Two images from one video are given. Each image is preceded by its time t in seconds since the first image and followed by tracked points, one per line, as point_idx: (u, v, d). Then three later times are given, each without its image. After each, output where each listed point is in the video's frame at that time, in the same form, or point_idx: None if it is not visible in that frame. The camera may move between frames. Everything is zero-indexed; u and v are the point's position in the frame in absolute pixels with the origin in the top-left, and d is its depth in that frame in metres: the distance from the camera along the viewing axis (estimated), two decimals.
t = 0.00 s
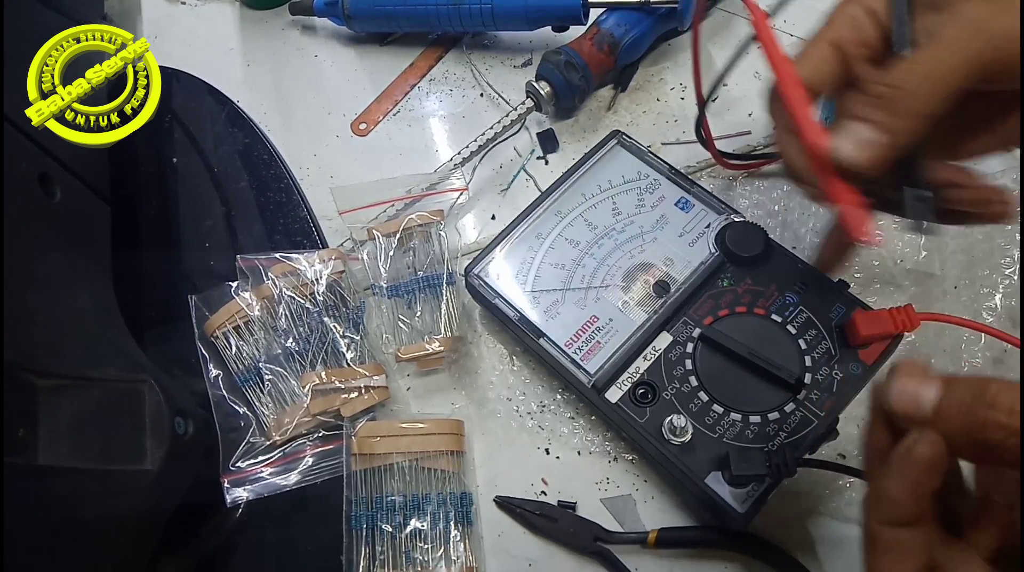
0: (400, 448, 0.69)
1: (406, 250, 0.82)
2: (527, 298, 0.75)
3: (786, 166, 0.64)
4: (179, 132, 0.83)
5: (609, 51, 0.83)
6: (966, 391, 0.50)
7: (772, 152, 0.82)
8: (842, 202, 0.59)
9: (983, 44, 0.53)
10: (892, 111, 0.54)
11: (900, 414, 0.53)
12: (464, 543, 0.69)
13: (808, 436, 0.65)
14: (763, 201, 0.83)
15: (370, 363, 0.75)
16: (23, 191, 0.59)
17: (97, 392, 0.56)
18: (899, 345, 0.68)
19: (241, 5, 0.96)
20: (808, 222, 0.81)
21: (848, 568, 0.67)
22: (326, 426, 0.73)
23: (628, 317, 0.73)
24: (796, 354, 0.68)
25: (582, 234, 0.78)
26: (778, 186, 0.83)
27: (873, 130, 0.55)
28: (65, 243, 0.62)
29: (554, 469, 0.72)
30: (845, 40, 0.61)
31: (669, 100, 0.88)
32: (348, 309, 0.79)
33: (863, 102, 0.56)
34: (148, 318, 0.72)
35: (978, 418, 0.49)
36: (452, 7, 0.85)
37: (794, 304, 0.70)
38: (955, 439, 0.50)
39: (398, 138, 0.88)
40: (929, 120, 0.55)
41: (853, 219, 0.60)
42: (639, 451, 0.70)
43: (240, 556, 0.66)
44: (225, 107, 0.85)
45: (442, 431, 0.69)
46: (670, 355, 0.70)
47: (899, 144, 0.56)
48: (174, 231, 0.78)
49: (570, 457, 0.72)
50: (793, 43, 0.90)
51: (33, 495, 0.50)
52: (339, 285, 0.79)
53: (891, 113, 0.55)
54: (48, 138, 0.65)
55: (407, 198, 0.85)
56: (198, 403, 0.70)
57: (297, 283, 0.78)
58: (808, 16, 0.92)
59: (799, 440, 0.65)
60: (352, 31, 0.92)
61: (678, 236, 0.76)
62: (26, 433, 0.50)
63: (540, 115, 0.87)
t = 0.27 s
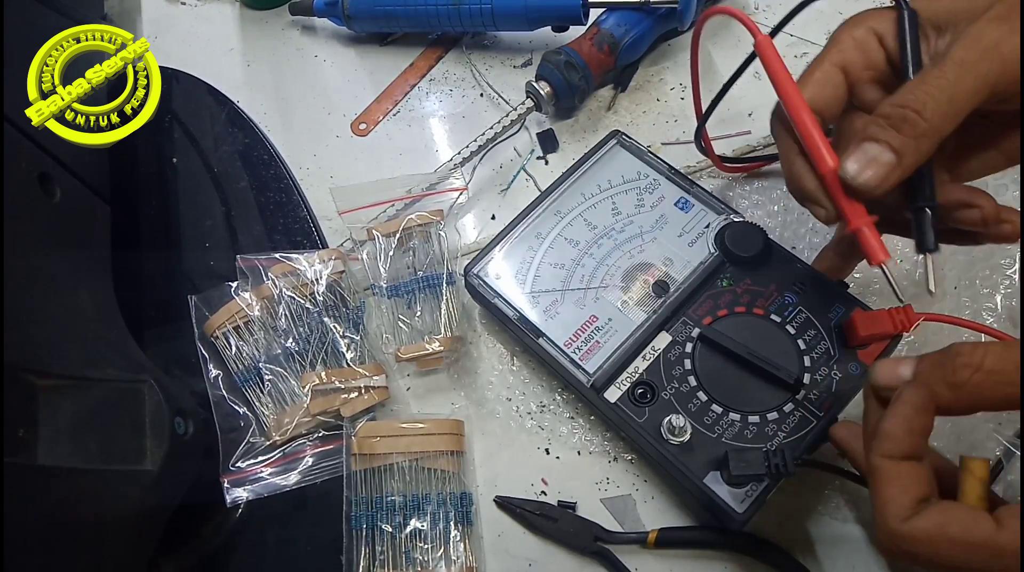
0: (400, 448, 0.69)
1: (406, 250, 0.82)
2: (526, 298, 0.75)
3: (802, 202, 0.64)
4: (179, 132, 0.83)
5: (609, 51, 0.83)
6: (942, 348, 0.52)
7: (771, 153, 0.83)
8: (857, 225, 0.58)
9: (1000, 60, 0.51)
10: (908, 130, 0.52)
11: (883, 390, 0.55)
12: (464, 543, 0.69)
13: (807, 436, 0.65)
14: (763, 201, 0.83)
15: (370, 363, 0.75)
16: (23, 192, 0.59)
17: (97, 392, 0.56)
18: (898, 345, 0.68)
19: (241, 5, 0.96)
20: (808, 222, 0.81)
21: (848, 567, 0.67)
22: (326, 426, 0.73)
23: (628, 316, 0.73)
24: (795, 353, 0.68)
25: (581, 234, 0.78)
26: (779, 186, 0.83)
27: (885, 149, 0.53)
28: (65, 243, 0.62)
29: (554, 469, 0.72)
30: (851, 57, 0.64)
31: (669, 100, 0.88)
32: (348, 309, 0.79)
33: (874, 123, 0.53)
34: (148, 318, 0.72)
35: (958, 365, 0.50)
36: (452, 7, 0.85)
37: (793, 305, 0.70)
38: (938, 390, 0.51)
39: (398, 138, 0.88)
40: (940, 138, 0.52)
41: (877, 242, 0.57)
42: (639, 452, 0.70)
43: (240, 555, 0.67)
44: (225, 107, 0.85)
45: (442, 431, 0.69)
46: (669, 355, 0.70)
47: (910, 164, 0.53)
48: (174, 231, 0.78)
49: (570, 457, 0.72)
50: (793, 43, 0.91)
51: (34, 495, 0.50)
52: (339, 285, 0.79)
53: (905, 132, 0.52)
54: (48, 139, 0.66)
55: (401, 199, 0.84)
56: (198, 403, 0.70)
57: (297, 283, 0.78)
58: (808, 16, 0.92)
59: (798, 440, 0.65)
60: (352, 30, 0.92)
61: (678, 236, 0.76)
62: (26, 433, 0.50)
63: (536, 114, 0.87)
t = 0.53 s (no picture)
0: (400, 448, 0.69)
1: (398, 245, 0.82)
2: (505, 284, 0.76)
3: (779, 205, 0.65)
4: (179, 132, 0.83)
5: (609, 51, 0.83)
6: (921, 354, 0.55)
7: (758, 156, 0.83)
8: (829, 226, 0.59)
9: (965, 66, 0.55)
10: (879, 132, 0.54)
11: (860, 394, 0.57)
12: (464, 543, 0.69)
13: (772, 438, 0.65)
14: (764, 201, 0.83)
15: (370, 363, 0.75)
16: (23, 191, 0.59)
17: (97, 392, 0.56)
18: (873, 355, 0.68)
19: (241, 6, 0.96)
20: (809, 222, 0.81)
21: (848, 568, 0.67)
22: (325, 427, 0.73)
23: (606, 309, 0.73)
24: (768, 355, 0.68)
25: (567, 225, 0.78)
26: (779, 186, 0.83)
27: (857, 150, 0.55)
28: (65, 243, 0.62)
29: (555, 469, 0.72)
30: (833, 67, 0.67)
31: (669, 100, 0.88)
32: (348, 309, 0.79)
33: (847, 125, 0.56)
34: (148, 318, 0.72)
35: (937, 370, 0.53)
36: (452, 7, 0.86)
37: (771, 307, 0.70)
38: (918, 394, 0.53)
39: (398, 138, 0.88)
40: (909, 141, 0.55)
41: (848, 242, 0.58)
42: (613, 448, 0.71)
43: (240, 555, 0.66)
44: (225, 107, 0.85)
45: (442, 431, 0.69)
46: (643, 350, 0.70)
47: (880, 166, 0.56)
48: (174, 231, 0.78)
49: (571, 457, 0.72)
50: (793, 43, 0.91)
51: (33, 495, 0.50)
52: (338, 285, 0.79)
53: (877, 134, 0.54)
54: (48, 139, 0.66)
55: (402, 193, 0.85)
56: (198, 403, 0.70)
57: (296, 283, 0.77)
58: (808, 16, 0.92)
59: (763, 442, 0.65)
60: (352, 31, 0.92)
61: (663, 232, 0.76)
62: (26, 433, 0.50)
63: (529, 113, 0.87)
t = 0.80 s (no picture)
0: (400, 449, 0.69)
1: (393, 240, 0.82)
2: (492, 276, 0.75)
3: (768, 208, 0.65)
4: (179, 132, 0.83)
5: (609, 51, 0.83)
6: (912, 362, 0.55)
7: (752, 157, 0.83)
8: (821, 232, 0.59)
9: (958, 74, 0.55)
10: (869, 140, 0.53)
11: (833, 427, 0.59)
12: (464, 543, 0.69)
13: (749, 444, 0.65)
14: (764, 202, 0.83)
15: (370, 362, 0.74)
16: (23, 191, 0.59)
17: (98, 393, 0.56)
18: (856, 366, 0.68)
19: (241, 6, 0.96)
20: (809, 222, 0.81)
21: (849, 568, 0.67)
22: (325, 426, 0.73)
23: (593, 307, 0.73)
24: (751, 362, 0.68)
25: (560, 221, 0.78)
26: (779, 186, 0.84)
27: (847, 158, 0.54)
28: (65, 243, 0.62)
29: (555, 469, 0.72)
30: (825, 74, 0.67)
31: (669, 100, 0.88)
32: (347, 309, 0.78)
33: (837, 132, 0.55)
34: (148, 318, 0.72)
35: (929, 378, 0.53)
36: (452, 7, 0.85)
37: (758, 313, 0.70)
38: (910, 402, 0.53)
39: (398, 138, 0.88)
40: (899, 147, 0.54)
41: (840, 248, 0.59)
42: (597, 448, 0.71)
43: (240, 555, 0.66)
44: (225, 107, 0.85)
45: (442, 431, 0.69)
46: (627, 350, 0.70)
47: (870, 173, 0.55)
48: (174, 231, 0.78)
49: (570, 456, 0.72)
50: (793, 43, 0.91)
51: (33, 495, 0.50)
52: (337, 285, 0.78)
53: (866, 142, 0.54)
54: (48, 139, 0.66)
55: (402, 188, 0.85)
56: (198, 403, 0.70)
57: (295, 283, 0.77)
58: (808, 16, 0.92)
59: (740, 447, 0.65)
60: (351, 31, 0.92)
61: (656, 233, 0.76)
62: (26, 433, 0.50)
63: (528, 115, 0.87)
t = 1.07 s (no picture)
0: (400, 449, 0.69)
1: (393, 241, 0.82)
2: (491, 276, 0.75)
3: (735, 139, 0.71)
4: (179, 132, 0.83)
5: (609, 51, 0.83)
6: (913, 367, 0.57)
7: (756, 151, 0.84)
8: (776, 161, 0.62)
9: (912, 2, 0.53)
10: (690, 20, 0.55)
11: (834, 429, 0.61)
12: (464, 543, 0.69)
13: (749, 443, 0.65)
14: (764, 203, 0.83)
15: (370, 362, 0.74)
16: (23, 191, 0.59)
17: (97, 393, 0.56)
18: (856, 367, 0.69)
19: (241, 6, 0.96)
20: (808, 222, 0.82)
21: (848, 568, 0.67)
22: (325, 427, 0.73)
23: (593, 307, 0.73)
24: (751, 361, 0.68)
25: (560, 221, 0.78)
26: (778, 186, 0.84)
27: (783, 67, 0.58)
28: (65, 243, 0.62)
29: (555, 469, 0.72)
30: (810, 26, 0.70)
31: (669, 100, 0.88)
32: (347, 308, 0.78)
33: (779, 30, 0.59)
34: (148, 318, 0.72)
35: (926, 380, 0.54)
36: (452, 7, 0.85)
37: (758, 313, 0.71)
38: (909, 403, 0.55)
39: (398, 138, 0.88)
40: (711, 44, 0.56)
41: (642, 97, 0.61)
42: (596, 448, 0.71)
43: (240, 555, 0.66)
44: (225, 107, 0.85)
45: (442, 431, 0.69)
46: (627, 350, 0.70)
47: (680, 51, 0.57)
48: (173, 231, 0.78)
49: (570, 457, 0.72)
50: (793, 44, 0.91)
51: (33, 495, 0.50)
52: (337, 285, 0.79)
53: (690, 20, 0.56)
54: (48, 139, 0.66)
55: (402, 188, 0.85)
56: (198, 403, 0.70)
57: (295, 283, 0.77)
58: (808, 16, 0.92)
59: (741, 446, 0.65)
60: (352, 31, 0.92)
61: (656, 233, 0.77)
62: (26, 433, 0.50)
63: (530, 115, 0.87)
